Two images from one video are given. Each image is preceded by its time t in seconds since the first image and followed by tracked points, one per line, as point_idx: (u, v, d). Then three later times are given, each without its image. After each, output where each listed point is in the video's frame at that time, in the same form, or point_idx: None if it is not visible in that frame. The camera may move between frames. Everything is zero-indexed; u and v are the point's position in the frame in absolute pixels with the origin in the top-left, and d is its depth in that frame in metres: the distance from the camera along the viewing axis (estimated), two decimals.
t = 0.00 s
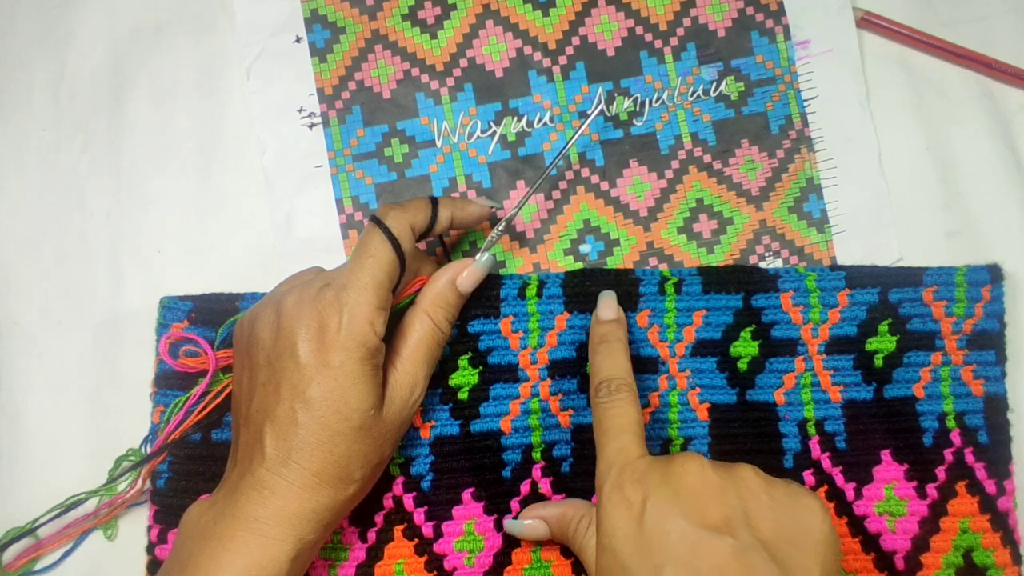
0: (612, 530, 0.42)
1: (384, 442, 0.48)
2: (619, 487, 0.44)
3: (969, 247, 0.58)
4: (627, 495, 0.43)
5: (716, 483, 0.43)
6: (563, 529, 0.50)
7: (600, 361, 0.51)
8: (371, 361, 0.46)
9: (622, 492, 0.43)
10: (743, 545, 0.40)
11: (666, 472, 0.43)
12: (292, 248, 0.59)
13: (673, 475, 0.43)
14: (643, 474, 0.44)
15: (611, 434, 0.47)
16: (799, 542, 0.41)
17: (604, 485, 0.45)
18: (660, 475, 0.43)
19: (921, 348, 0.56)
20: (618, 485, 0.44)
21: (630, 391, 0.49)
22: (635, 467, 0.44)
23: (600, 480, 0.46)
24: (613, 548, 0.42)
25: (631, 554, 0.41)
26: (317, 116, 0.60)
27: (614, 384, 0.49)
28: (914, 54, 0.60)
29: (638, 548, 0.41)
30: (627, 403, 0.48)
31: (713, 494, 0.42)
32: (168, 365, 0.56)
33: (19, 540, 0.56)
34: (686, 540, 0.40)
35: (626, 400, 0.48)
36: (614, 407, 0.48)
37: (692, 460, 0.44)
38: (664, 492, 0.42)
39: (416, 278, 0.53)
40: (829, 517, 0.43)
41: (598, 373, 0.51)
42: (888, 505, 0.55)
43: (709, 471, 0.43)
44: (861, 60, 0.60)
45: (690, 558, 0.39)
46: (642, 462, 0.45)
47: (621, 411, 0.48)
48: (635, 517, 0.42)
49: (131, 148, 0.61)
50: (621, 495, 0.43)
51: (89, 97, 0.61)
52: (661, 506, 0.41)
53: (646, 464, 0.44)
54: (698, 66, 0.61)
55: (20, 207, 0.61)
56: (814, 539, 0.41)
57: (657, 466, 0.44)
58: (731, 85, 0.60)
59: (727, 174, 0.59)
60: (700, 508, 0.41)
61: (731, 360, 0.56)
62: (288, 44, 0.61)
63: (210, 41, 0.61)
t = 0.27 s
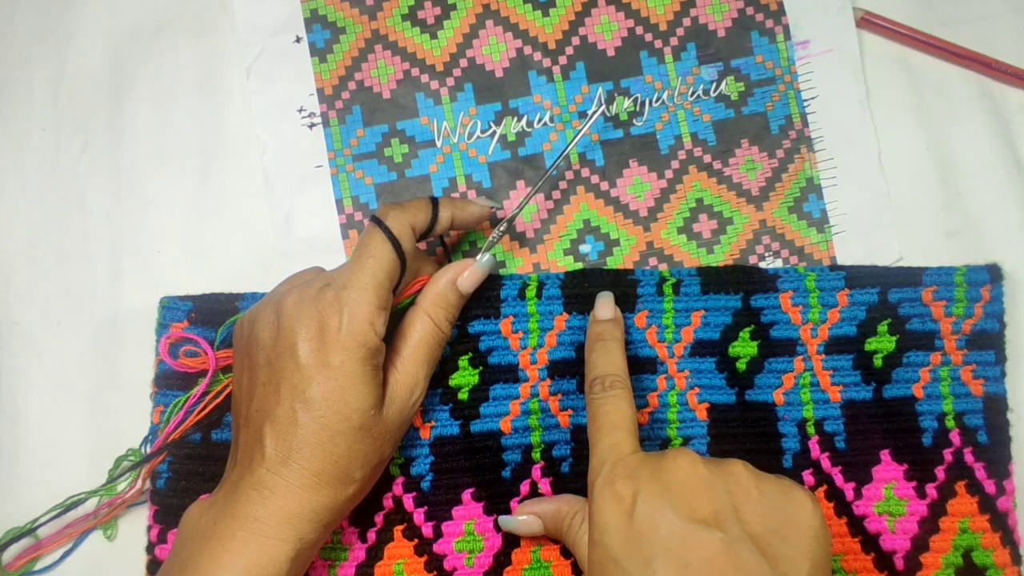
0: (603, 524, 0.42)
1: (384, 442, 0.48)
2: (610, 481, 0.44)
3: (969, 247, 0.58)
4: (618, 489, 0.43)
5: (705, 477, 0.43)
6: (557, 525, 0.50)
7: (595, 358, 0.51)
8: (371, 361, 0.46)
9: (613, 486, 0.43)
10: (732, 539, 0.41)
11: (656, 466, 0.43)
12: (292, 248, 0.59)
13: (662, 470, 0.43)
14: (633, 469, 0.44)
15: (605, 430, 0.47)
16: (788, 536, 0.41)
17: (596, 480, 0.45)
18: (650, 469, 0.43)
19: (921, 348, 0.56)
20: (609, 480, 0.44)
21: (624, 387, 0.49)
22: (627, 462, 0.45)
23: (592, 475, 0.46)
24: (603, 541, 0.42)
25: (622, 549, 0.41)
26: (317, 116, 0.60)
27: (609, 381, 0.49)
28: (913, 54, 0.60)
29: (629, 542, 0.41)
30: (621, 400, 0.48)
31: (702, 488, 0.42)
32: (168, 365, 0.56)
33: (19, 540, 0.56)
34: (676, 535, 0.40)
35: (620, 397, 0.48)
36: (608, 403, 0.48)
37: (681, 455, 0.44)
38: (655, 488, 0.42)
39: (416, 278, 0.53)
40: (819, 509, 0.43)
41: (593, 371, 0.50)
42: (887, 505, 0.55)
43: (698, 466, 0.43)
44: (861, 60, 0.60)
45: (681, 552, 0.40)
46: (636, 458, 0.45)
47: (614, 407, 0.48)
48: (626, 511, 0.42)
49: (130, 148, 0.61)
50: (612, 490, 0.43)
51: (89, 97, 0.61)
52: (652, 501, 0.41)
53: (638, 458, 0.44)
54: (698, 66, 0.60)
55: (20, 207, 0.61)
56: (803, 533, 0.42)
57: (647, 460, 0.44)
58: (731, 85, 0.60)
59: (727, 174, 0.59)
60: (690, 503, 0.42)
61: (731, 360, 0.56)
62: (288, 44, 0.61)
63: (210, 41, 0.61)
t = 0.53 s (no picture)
0: (600, 533, 0.42)
1: (384, 443, 0.48)
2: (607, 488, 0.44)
3: (969, 247, 0.58)
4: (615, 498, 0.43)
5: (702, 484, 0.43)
6: (549, 533, 0.49)
7: (592, 361, 0.50)
8: (371, 361, 0.46)
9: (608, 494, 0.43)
10: (730, 547, 0.40)
11: (653, 473, 0.43)
12: (292, 248, 0.59)
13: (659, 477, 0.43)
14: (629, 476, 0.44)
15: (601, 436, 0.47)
16: (786, 543, 0.42)
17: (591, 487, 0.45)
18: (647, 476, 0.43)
19: (921, 348, 0.56)
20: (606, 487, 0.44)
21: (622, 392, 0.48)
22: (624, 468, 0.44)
23: (588, 484, 0.45)
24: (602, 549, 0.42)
25: (619, 558, 0.41)
26: (317, 116, 0.60)
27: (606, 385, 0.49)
28: (914, 54, 0.60)
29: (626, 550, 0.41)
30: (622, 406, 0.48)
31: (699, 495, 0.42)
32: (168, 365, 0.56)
33: (19, 540, 0.56)
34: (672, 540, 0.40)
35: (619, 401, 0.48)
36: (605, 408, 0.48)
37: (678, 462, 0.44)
38: (653, 495, 0.42)
39: (416, 278, 0.53)
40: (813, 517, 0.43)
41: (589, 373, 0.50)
42: (887, 505, 0.55)
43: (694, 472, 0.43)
44: (861, 60, 0.60)
45: (680, 560, 0.40)
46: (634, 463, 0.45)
47: (611, 412, 0.47)
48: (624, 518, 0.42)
49: (130, 148, 0.61)
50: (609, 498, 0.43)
51: (89, 97, 0.61)
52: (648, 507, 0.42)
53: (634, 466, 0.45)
54: (698, 66, 0.60)
55: (20, 207, 0.61)
56: (799, 540, 0.42)
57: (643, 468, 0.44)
58: (731, 85, 0.60)
59: (727, 174, 0.59)
60: (688, 511, 0.42)
61: (731, 360, 0.56)
62: (288, 44, 0.61)
63: (211, 41, 0.61)
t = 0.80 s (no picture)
0: (583, 541, 0.42)
1: (384, 443, 0.48)
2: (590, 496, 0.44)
3: (969, 247, 0.58)
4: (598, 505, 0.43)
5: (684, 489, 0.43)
6: (527, 540, 0.49)
7: (571, 365, 0.50)
8: (370, 361, 0.46)
9: (593, 503, 0.43)
10: (714, 553, 0.40)
11: (636, 480, 0.43)
12: (292, 248, 0.59)
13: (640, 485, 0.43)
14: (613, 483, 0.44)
15: (583, 442, 0.47)
16: (770, 547, 0.41)
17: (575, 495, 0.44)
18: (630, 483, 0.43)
19: (921, 348, 0.56)
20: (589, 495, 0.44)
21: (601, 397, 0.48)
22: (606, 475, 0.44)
23: (571, 490, 0.45)
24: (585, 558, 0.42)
25: (604, 565, 0.41)
26: (317, 116, 0.60)
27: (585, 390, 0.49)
28: (914, 54, 0.60)
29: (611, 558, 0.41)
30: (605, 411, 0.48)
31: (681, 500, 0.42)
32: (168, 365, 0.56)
33: (19, 540, 0.56)
34: (656, 547, 0.40)
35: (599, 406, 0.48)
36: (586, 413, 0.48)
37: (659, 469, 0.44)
38: (636, 502, 0.42)
39: (416, 278, 0.53)
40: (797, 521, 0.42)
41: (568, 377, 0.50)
42: (888, 505, 0.55)
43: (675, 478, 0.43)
44: (861, 60, 0.60)
45: (664, 566, 0.40)
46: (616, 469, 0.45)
47: (591, 417, 0.48)
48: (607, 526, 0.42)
49: (130, 148, 0.61)
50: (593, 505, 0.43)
51: (89, 97, 0.61)
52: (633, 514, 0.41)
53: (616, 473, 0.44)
54: (698, 67, 0.60)
55: (20, 207, 0.61)
56: (783, 544, 0.41)
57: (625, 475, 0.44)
58: (731, 85, 0.60)
59: (727, 174, 0.59)
60: (671, 515, 0.41)
61: (731, 360, 0.56)
62: (288, 44, 0.61)
63: (211, 41, 0.61)
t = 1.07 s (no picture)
0: (580, 537, 0.42)
1: (384, 443, 0.48)
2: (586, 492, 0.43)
3: (969, 247, 0.58)
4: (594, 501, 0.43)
5: (680, 485, 0.43)
6: (526, 537, 0.49)
7: (569, 363, 0.50)
8: (371, 361, 0.46)
9: (589, 499, 0.43)
10: (710, 548, 0.40)
11: (632, 476, 0.43)
12: (292, 248, 0.59)
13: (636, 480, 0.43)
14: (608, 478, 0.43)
15: (579, 441, 0.46)
16: (765, 543, 0.42)
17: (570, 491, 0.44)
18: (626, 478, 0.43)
19: (921, 348, 0.56)
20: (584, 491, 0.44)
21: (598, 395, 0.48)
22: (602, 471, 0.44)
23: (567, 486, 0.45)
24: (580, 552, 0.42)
25: (600, 561, 0.41)
26: (317, 117, 0.60)
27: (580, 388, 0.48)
28: (914, 54, 0.60)
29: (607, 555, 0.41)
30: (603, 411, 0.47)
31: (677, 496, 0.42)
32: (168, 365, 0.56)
33: (19, 540, 0.56)
34: (653, 545, 0.40)
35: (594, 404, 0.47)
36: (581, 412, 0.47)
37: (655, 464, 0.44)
38: (634, 499, 0.42)
39: (416, 278, 0.53)
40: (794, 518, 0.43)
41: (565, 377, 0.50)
42: (887, 505, 0.55)
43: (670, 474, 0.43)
44: (861, 60, 0.60)
45: (661, 563, 0.40)
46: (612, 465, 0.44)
47: (589, 415, 0.47)
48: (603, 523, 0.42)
49: (130, 148, 0.61)
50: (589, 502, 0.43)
51: (89, 97, 0.61)
52: (629, 512, 0.41)
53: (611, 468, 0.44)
54: (698, 66, 0.61)
55: (19, 207, 0.61)
56: (778, 540, 0.42)
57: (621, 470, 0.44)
58: (731, 85, 0.60)
59: (727, 174, 0.59)
60: (666, 511, 0.42)
61: (731, 360, 0.56)
62: (288, 44, 0.61)
63: (211, 41, 0.61)
